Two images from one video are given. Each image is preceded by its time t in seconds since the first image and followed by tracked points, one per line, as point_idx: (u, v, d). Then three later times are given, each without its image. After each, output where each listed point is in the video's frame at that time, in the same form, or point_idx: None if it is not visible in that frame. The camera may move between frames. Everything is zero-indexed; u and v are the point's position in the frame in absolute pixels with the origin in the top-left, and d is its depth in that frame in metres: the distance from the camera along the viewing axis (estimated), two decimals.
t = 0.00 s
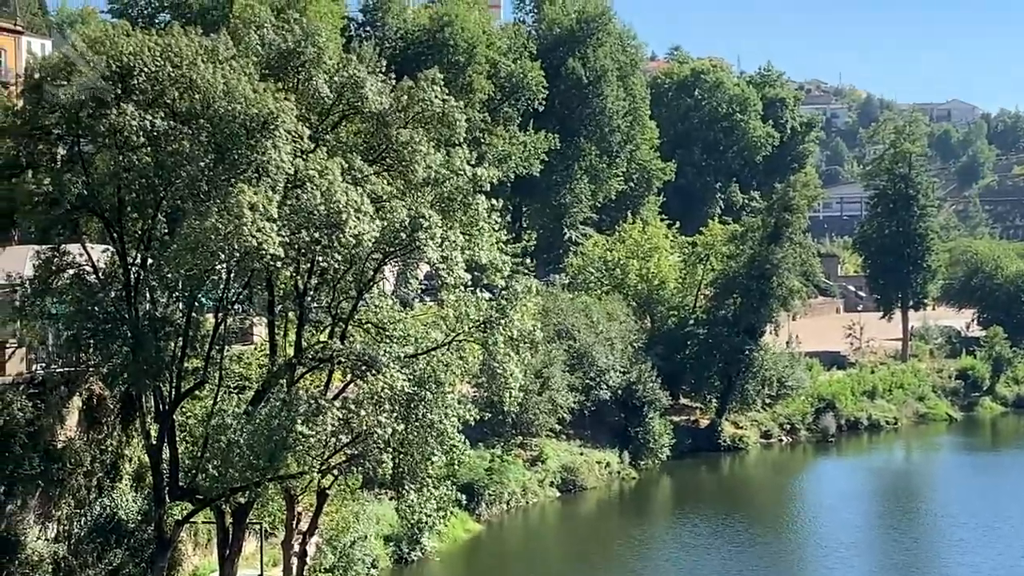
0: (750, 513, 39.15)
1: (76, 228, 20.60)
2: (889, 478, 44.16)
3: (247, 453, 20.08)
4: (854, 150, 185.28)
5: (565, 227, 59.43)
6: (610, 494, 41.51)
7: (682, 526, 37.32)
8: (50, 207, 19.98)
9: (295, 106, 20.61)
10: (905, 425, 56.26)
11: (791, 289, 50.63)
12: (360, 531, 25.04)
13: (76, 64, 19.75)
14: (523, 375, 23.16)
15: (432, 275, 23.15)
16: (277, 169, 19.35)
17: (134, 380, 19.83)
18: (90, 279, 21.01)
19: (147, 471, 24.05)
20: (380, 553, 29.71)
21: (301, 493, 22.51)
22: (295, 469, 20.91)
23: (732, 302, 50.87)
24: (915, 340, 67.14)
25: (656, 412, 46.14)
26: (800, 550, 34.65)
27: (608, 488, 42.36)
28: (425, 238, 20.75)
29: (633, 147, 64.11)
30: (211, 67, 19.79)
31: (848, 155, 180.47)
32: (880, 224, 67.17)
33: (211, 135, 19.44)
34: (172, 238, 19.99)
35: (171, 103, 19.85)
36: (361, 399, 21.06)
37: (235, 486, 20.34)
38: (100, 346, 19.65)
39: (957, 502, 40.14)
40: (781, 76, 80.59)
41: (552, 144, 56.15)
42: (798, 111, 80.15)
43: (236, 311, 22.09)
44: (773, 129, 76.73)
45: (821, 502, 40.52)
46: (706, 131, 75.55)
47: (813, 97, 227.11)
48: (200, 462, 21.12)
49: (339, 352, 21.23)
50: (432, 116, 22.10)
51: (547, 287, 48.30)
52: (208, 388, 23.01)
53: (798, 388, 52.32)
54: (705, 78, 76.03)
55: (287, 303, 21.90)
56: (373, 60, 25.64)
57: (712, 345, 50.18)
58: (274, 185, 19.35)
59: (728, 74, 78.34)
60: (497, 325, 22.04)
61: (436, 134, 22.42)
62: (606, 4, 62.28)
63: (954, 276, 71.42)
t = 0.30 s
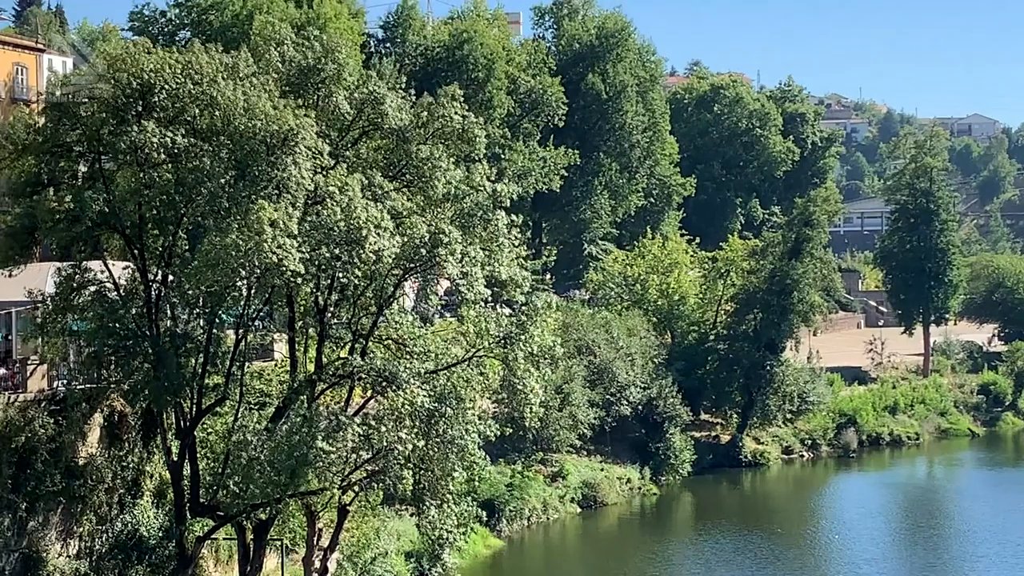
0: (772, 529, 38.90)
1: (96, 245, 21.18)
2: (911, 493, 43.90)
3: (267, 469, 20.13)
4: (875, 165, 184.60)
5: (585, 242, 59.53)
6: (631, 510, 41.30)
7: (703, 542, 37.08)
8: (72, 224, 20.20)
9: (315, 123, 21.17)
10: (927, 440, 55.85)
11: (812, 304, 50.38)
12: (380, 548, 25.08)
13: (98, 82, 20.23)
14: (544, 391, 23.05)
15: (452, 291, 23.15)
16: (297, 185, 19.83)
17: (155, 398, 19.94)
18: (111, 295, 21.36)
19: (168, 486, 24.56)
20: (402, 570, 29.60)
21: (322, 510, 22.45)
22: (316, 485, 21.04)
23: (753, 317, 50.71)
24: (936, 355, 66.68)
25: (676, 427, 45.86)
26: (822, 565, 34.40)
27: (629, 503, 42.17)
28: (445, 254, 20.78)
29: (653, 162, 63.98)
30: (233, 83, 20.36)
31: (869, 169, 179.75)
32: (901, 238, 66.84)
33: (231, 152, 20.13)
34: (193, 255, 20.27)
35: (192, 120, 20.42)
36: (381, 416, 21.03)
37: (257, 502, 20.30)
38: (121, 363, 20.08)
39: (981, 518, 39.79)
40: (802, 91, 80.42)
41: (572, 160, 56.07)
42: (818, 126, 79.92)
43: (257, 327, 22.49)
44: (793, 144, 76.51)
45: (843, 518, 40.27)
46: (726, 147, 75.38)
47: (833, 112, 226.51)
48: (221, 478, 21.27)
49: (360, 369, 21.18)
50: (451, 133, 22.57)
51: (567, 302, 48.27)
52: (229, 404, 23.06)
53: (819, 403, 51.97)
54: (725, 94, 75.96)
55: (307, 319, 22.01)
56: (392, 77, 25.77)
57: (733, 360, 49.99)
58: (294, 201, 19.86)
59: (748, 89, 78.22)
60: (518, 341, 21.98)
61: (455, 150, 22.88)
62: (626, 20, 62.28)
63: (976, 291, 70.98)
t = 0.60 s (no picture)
0: (791, 541, 38.69)
1: (116, 259, 21.71)
2: (932, 506, 43.56)
3: (286, 482, 20.13)
4: (893, 177, 183.98)
5: (602, 254, 59.44)
6: (649, 522, 41.13)
7: (721, 555, 36.93)
8: (90, 237, 20.75)
9: (332, 136, 21.39)
10: (947, 453, 55.46)
11: (831, 316, 50.11)
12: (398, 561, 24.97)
13: (115, 96, 20.61)
14: (562, 404, 22.92)
15: (470, 305, 23.28)
16: (315, 199, 20.10)
17: (173, 412, 20.14)
18: (129, 309, 21.64)
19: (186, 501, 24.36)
20: None
21: (340, 523, 22.49)
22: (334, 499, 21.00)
23: (771, 329, 50.48)
24: (956, 367, 66.26)
25: (694, 440, 45.73)
26: None
27: (647, 516, 41.95)
28: (463, 267, 20.87)
29: (670, 174, 63.73)
30: (249, 97, 20.57)
31: (888, 181, 179.10)
32: (920, 250, 66.48)
33: (249, 166, 20.36)
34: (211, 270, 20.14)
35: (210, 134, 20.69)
36: (399, 429, 21.11)
37: (275, 516, 20.36)
38: (140, 376, 20.50)
39: (1003, 530, 39.47)
40: (820, 103, 80.18)
41: (590, 173, 55.94)
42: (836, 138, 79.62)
43: (275, 340, 22.50)
44: (811, 156, 76.28)
45: (863, 530, 40.03)
46: (744, 158, 75.27)
47: (851, 124, 225.91)
48: (239, 492, 21.40)
49: (378, 382, 21.27)
50: (470, 146, 22.53)
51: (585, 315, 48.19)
52: (248, 418, 23.19)
53: (838, 416, 51.71)
54: (743, 106, 75.83)
55: (325, 332, 22.16)
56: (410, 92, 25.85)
57: (751, 373, 49.77)
58: (312, 215, 20.10)
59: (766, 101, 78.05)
60: (536, 353, 21.93)
61: (473, 163, 22.81)
62: (643, 33, 62.21)
63: (995, 302, 70.54)
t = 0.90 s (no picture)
0: (811, 552, 38.46)
1: (134, 272, 21.92)
2: (953, 516, 43.29)
3: (305, 493, 20.21)
4: (912, 186, 183.27)
5: (621, 265, 59.25)
6: (669, 533, 40.83)
7: (741, 566, 36.71)
8: (109, 250, 20.91)
9: (350, 148, 21.56)
10: (967, 462, 55.05)
11: (850, 326, 49.87)
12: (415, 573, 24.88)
13: (133, 109, 20.65)
14: (581, 415, 22.88)
15: (488, 316, 23.33)
16: (333, 211, 20.24)
17: (193, 423, 20.24)
18: (149, 322, 21.66)
19: (206, 512, 24.40)
20: None
21: (359, 535, 22.40)
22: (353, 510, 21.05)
23: (790, 339, 50.29)
24: (976, 377, 65.86)
25: (714, 451, 45.50)
26: None
27: (667, 527, 41.69)
28: (481, 278, 20.96)
29: (688, 184, 63.43)
30: (267, 109, 20.85)
31: (907, 190, 178.39)
32: (940, 259, 66.11)
33: (267, 178, 20.74)
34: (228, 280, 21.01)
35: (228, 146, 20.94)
36: (418, 439, 21.10)
37: (294, 527, 20.47)
38: (160, 388, 20.75)
39: None
40: (839, 113, 79.93)
41: (608, 183, 55.79)
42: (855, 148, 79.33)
43: (294, 352, 22.71)
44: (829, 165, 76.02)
45: (884, 541, 39.73)
46: (762, 168, 75.14)
47: (870, 133, 225.20)
48: (258, 504, 21.37)
49: (396, 394, 21.26)
50: (488, 157, 22.69)
51: (603, 326, 48.08)
52: (267, 429, 23.29)
53: (857, 426, 51.50)
54: (761, 116, 75.71)
55: (343, 344, 22.14)
56: (427, 105, 25.91)
57: (771, 383, 49.59)
58: (330, 227, 20.25)
59: (784, 111, 77.88)
60: (554, 364, 21.94)
61: (491, 175, 23.05)
62: (660, 43, 62.15)
63: (1015, 311, 70.11)
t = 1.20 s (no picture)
0: (834, 562, 38.19)
1: (157, 283, 21.98)
2: (977, 524, 43.06)
3: (327, 505, 20.21)
4: (934, 194, 182.40)
5: (642, 275, 59.38)
6: (691, 543, 40.59)
7: None
8: (131, 262, 21.22)
9: (371, 159, 21.66)
10: (992, 472, 54.62)
11: (873, 336, 49.63)
12: None
13: (155, 121, 20.89)
14: (602, 425, 22.86)
15: (510, 326, 23.13)
16: (354, 222, 20.42)
17: (215, 434, 20.36)
18: (171, 333, 21.77)
19: (228, 523, 24.64)
20: None
21: (380, 546, 22.32)
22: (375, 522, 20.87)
23: (812, 349, 50.10)
24: (1000, 386, 65.36)
25: (736, 460, 45.36)
26: None
27: (690, 537, 41.45)
28: (502, 288, 20.96)
29: (709, 194, 63.29)
30: (288, 121, 21.01)
31: (929, 198, 177.40)
32: (962, 268, 65.73)
33: (288, 189, 20.77)
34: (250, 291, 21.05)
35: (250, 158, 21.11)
36: (440, 450, 20.97)
37: (316, 538, 20.41)
38: (182, 400, 20.88)
39: None
40: (860, 121, 79.63)
41: (628, 193, 55.70)
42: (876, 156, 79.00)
43: (316, 363, 22.68)
44: (851, 174, 75.69)
45: (908, 551, 39.42)
46: (783, 177, 74.94)
47: (891, 142, 224.26)
48: (280, 514, 21.45)
49: (418, 404, 21.29)
50: (509, 167, 22.76)
51: (625, 336, 47.96)
52: (288, 440, 23.21)
53: (880, 435, 51.21)
54: (782, 125, 75.55)
55: (365, 354, 22.19)
56: (447, 115, 25.97)
57: (793, 393, 49.42)
58: (351, 238, 20.46)
59: (805, 119, 77.63)
60: (576, 374, 21.91)
61: (512, 185, 23.01)
62: (681, 53, 62.08)
63: None
